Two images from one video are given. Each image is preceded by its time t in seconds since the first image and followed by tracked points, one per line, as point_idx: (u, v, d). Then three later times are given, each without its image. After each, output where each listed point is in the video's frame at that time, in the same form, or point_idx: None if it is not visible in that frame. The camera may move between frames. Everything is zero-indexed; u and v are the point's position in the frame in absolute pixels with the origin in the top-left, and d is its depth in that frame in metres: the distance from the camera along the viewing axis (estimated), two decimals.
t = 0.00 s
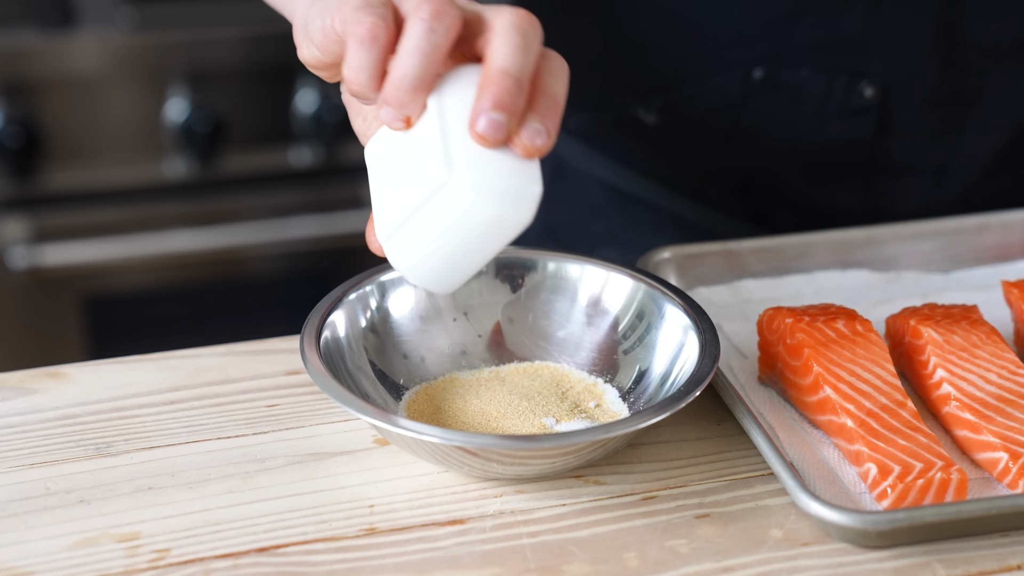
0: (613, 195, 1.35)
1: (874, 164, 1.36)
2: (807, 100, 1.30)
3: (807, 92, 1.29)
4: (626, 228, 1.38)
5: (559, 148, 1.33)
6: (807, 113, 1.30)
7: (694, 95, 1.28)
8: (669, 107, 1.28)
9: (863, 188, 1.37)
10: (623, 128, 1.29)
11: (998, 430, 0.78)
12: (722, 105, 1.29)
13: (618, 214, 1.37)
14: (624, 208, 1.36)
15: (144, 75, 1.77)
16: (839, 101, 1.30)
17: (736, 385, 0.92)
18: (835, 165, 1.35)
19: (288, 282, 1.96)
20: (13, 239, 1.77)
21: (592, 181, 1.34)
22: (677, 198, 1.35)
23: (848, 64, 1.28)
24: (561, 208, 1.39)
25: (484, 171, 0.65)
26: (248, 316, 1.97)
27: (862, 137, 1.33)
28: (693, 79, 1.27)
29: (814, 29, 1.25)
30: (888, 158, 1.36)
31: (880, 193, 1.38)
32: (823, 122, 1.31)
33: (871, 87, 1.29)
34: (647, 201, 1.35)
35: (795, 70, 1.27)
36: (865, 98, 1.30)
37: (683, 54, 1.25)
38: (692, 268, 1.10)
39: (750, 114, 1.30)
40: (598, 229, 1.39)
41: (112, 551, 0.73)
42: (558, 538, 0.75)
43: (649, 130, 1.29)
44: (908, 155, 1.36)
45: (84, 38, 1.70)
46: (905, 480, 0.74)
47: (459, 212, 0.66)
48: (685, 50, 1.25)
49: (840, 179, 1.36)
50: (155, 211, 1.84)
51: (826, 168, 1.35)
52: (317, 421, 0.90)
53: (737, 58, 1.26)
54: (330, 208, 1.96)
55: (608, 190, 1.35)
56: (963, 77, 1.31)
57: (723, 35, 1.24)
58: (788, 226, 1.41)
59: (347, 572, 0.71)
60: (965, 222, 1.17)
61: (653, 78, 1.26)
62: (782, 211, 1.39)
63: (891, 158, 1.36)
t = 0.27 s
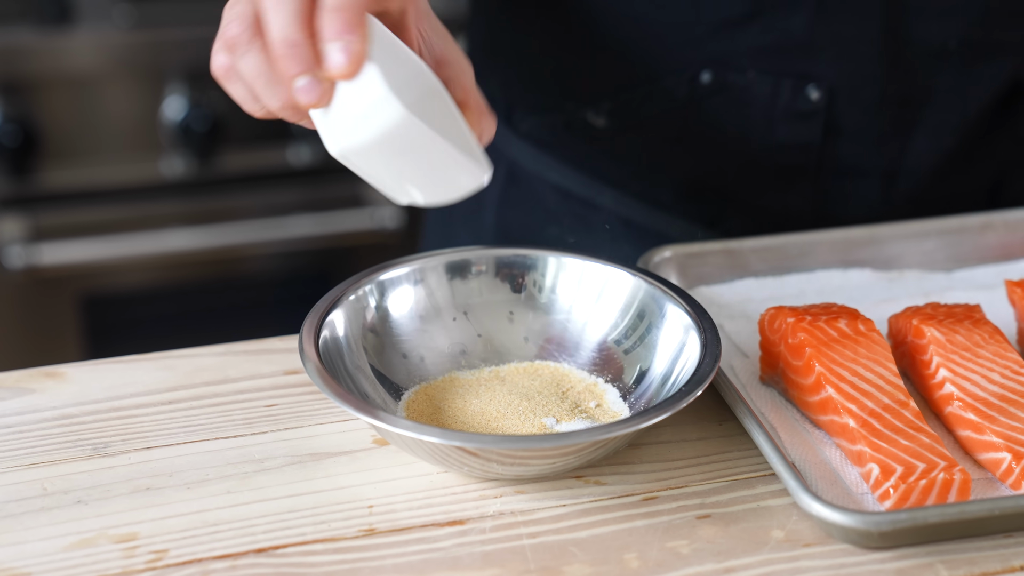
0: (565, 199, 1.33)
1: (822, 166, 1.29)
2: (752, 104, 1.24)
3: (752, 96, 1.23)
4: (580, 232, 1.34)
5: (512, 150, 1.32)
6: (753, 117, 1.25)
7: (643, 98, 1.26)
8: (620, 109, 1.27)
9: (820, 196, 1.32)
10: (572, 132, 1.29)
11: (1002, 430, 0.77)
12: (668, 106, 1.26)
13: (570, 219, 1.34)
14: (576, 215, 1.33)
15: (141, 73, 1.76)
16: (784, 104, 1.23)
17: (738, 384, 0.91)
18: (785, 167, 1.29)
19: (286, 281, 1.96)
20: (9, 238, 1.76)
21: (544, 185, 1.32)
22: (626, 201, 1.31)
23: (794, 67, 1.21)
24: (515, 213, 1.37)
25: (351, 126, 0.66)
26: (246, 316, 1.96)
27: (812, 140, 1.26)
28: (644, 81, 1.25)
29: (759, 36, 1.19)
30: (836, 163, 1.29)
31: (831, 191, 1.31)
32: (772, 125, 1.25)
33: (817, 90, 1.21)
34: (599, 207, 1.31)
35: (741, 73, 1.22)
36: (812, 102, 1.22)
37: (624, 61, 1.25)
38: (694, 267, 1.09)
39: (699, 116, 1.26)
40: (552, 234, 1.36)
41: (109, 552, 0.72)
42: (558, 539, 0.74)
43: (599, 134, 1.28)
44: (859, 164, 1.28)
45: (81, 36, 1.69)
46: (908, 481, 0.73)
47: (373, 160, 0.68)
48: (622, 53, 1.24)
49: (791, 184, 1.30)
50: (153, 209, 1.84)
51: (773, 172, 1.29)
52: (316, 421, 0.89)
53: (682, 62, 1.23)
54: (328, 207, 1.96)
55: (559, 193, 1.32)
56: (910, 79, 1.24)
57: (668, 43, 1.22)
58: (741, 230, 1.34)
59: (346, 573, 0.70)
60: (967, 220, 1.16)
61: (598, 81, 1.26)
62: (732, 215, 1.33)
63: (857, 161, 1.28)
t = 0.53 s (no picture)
0: (531, 202, 1.30)
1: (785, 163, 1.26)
2: (711, 103, 1.23)
3: (711, 95, 1.22)
4: (545, 235, 1.31)
5: (477, 154, 1.31)
6: (711, 118, 1.24)
7: (603, 101, 1.24)
8: (580, 112, 1.25)
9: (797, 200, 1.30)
10: (534, 136, 1.27)
11: (1004, 430, 0.77)
12: (632, 107, 1.24)
13: (536, 222, 1.31)
14: (543, 217, 1.30)
15: (138, 71, 1.76)
16: (741, 102, 1.22)
17: (740, 384, 0.91)
18: (749, 166, 1.26)
19: (286, 280, 1.95)
20: (7, 237, 1.75)
21: (510, 189, 1.30)
22: (593, 202, 1.26)
23: (749, 67, 1.19)
24: (482, 216, 1.35)
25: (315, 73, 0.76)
26: (245, 316, 1.95)
27: (769, 139, 1.23)
28: (603, 83, 1.24)
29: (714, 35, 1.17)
30: (800, 160, 1.27)
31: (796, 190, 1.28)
32: (730, 126, 1.24)
33: (775, 88, 1.20)
34: (566, 209, 1.28)
35: (698, 73, 1.21)
36: (769, 101, 1.21)
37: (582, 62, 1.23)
38: (695, 266, 1.09)
39: (661, 116, 1.24)
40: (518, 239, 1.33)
41: (107, 552, 0.72)
42: (558, 540, 0.74)
43: (561, 138, 1.26)
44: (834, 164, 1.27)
45: (78, 34, 1.69)
46: (910, 481, 0.73)
47: (349, 68, 0.76)
48: (576, 55, 1.23)
49: (753, 182, 1.27)
50: (152, 208, 1.83)
51: (736, 171, 1.26)
52: (315, 420, 0.89)
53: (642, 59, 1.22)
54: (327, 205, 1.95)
55: (526, 196, 1.30)
56: (866, 77, 1.23)
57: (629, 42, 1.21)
58: (705, 231, 1.30)
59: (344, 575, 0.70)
60: (971, 219, 1.15)
61: (558, 84, 1.25)
62: (695, 216, 1.29)
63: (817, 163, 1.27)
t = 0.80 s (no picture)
0: (505, 197, 1.32)
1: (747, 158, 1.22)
2: (672, 99, 1.19)
3: (678, 89, 1.19)
4: (519, 228, 1.33)
5: (453, 150, 1.33)
6: (675, 110, 1.20)
7: (569, 95, 1.22)
8: (547, 108, 1.24)
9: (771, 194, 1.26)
10: (504, 132, 1.27)
11: (1007, 430, 0.76)
12: (598, 104, 1.21)
13: (510, 217, 1.33)
14: (516, 212, 1.32)
15: (136, 68, 1.75)
16: (704, 96, 1.18)
17: (741, 384, 0.90)
18: (716, 160, 1.22)
19: (285, 280, 1.93)
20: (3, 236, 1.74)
21: (484, 184, 1.32)
22: (566, 197, 1.28)
23: (714, 58, 1.15)
24: (458, 211, 1.37)
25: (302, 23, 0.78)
26: (243, 315, 1.94)
27: (734, 132, 1.19)
28: (571, 76, 1.21)
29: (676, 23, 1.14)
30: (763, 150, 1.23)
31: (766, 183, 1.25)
32: (695, 117, 1.19)
33: (738, 81, 1.16)
34: (538, 204, 1.30)
35: (662, 66, 1.18)
36: (732, 93, 1.17)
37: (546, 57, 1.21)
38: (696, 266, 1.08)
39: (627, 111, 1.21)
40: (494, 233, 1.36)
41: (105, 553, 0.71)
42: (558, 541, 0.73)
43: (529, 134, 1.26)
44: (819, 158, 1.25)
45: (74, 32, 1.68)
46: (912, 482, 0.72)
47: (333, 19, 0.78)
48: (541, 49, 1.20)
49: (720, 176, 1.23)
50: (150, 206, 1.83)
51: (700, 165, 1.23)
52: (314, 421, 0.88)
53: (606, 54, 1.18)
54: (325, 204, 1.94)
55: (501, 192, 1.32)
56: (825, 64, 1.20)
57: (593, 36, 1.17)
58: (676, 226, 1.28)
59: None
60: (972, 219, 1.15)
61: (525, 79, 1.23)
62: (665, 210, 1.27)
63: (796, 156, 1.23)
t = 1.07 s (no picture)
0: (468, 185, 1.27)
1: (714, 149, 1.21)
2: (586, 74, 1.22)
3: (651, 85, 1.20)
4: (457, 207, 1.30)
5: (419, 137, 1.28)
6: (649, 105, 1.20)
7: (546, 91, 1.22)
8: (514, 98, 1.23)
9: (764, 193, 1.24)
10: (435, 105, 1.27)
11: (1010, 432, 0.76)
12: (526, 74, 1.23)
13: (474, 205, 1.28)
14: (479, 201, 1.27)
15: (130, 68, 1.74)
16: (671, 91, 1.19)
17: (742, 385, 0.89)
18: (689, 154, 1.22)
19: (279, 280, 1.95)
20: None
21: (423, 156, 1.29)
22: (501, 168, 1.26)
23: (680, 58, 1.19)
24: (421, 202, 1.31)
25: None
26: (243, 317, 1.97)
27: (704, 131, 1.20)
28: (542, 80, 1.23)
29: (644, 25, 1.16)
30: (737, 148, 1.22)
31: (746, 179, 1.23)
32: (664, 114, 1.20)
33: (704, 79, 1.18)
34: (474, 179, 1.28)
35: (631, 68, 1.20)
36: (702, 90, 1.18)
37: (467, 36, 1.26)
38: (697, 266, 1.09)
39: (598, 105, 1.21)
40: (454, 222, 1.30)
41: (98, 557, 0.70)
42: (557, 543, 0.72)
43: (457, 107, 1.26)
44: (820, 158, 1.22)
45: (69, 30, 1.67)
46: (915, 483, 0.72)
47: None
48: (467, 29, 1.26)
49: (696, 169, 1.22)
50: (145, 206, 1.81)
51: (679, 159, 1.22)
52: (310, 422, 0.87)
53: (523, 30, 1.23)
54: (323, 204, 1.93)
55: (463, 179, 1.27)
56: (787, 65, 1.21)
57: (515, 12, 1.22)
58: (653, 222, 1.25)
59: None
60: (976, 219, 1.15)
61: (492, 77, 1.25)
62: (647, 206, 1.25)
63: (789, 155, 1.21)
